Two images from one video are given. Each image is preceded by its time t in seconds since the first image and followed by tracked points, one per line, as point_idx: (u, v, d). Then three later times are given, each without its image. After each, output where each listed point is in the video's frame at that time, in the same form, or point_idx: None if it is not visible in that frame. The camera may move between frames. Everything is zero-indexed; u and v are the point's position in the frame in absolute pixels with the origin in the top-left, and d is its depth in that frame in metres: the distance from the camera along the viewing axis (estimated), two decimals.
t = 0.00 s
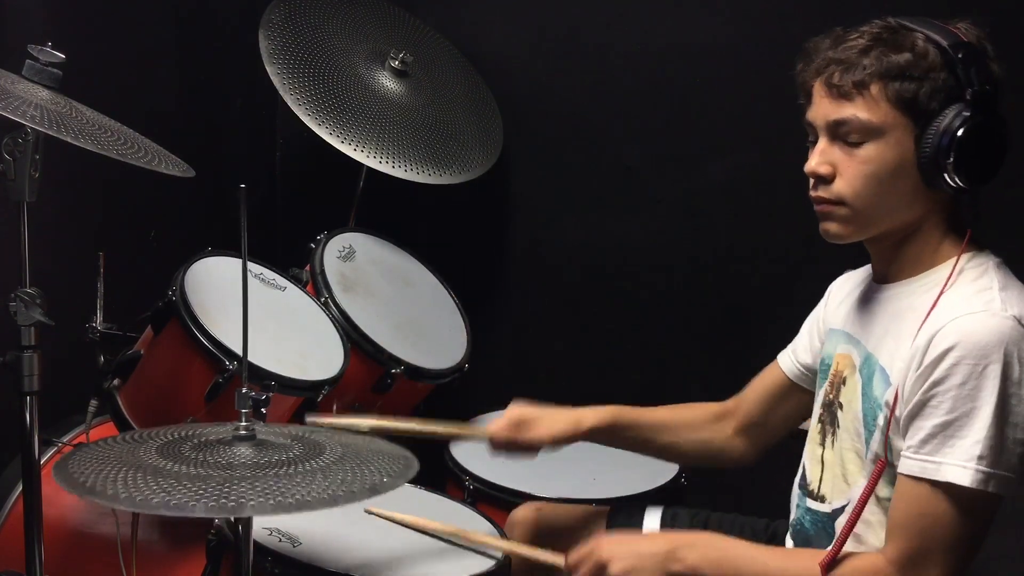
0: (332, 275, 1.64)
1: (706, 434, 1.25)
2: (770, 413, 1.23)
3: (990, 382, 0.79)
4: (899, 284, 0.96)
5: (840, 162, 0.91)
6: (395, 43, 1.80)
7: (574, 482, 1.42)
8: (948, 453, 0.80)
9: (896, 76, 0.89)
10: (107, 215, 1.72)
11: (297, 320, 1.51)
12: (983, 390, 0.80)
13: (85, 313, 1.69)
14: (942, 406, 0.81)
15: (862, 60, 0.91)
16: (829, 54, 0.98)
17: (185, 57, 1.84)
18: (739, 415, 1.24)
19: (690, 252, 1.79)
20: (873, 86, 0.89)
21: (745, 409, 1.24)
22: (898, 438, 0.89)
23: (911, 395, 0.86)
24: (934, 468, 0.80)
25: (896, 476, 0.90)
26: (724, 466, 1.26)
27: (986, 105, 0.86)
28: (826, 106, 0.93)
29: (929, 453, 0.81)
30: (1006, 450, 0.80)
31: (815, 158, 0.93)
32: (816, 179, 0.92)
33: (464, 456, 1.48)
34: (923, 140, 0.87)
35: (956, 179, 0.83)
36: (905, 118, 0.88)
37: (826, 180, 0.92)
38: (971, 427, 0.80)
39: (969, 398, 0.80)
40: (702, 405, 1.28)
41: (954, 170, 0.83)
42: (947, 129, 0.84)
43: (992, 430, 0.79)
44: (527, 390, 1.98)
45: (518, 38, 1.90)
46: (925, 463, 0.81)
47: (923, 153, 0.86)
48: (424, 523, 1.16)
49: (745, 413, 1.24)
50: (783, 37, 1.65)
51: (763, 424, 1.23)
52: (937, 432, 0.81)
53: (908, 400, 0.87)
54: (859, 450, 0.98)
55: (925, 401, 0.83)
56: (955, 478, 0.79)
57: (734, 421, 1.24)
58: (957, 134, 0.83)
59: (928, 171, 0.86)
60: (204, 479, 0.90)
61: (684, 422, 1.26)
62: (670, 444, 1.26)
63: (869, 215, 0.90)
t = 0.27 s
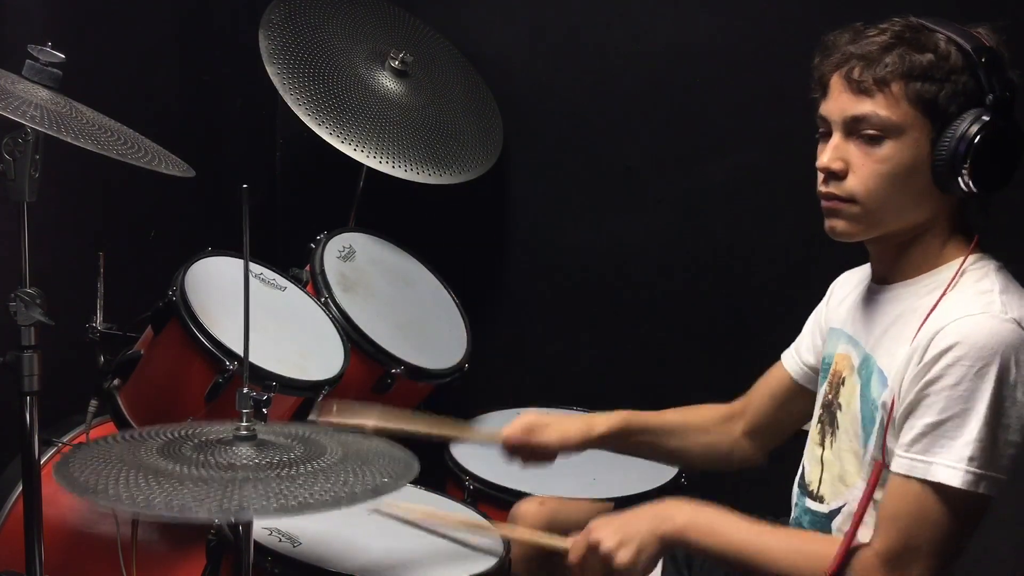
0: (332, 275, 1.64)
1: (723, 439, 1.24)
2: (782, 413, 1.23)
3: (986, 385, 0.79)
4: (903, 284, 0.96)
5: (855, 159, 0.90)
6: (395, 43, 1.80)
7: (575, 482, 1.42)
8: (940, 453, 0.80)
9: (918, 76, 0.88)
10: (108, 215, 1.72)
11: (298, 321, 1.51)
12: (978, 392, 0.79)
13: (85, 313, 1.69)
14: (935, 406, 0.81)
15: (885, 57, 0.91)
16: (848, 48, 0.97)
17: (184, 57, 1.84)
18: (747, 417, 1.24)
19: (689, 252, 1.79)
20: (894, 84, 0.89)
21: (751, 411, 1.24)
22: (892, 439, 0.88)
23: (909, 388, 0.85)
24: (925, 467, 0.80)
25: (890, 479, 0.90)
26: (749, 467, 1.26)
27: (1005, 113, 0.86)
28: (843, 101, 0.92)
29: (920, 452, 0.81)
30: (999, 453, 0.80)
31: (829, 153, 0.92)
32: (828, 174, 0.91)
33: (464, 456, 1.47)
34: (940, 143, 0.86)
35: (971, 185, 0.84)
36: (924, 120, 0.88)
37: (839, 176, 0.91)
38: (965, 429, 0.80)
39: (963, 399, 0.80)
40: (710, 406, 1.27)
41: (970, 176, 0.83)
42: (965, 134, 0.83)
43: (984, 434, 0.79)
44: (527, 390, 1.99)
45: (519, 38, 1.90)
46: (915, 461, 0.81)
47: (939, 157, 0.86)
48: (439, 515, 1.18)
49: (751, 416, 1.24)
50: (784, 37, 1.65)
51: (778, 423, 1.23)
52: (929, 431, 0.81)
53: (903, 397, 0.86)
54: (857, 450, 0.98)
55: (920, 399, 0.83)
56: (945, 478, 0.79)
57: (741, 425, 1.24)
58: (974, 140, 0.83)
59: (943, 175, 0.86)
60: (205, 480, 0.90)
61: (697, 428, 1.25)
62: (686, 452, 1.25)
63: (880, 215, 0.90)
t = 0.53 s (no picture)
0: (332, 275, 1.64)
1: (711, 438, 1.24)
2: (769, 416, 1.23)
3: (985, 382, 0.79)
4: (890, 282, 0.96)
5: (847, 149, 0.90)
6: (395, 43, 1.80)
7: (574, 482, 1.41)
8: (942, 453, 0.80)
9: (912, 70, 0.88)
10: (108, 215, 1.72)
11: (297, 320, 1.51)
12: (977, 390, 0.79)
13: (86, 313, 1.70)
14: (936, 406, 0.81)
15: (881, 48, 0.91)
16: (843, 40, 0.97)
17: (185, 57, 1.84)
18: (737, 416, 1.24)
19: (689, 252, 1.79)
20: (889, 76, 0.89)
21: (742, 410, 1.24)
22: (892, 441, 0.88)
23: (903, 394, 0.86)
24: (927, 468, 0.80)
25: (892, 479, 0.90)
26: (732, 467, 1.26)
27: (998, 111, 0.86)
28: (837, 91, 0.92)
29: (921, 453, 0.81)
30: (1001, 449, 0.79)
31: (821, 142, 0.91)
32: (818, 164, 0.91)
33: (464, 456, 1.48)
34: (930, 139, 0.86)
35: (959, 182, 0.84)
36: (917, 114, 0.88)
37: (829, 166, 0.90)
38: (966, 427, 0.80)
39: (963, 398, 0.80)
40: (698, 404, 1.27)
41: (959, 174, 0.83)
42: (957, 130, 0.84)
43: (986, 430, 0.79)
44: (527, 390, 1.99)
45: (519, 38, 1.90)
46: (917, 463, 0.81)
47: (929, 154, 0.86)
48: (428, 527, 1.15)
49: (744, 416, 1.24)
50: (784, 37, 1.65)
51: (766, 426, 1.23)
52: (930, 432, 0.81)
53: (900, 400, 0.86)
54: (850, 451, 0.98)
55: (919, 401, 0.83)
56: (949, 478, 0.79)
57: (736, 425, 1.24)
58: (965, 137, 0.83)
59: (933, 170, 0.86)
60: (205, 484, 0.90)
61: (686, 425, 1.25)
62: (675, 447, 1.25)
63: (868, 208, 0.89)
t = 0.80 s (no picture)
0: (332, 275, 1.64)
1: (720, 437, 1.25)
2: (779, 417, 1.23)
3: (1005, 392, 0.79)
4: (908, 287, 0.96)
5: (857, 163, 0.89)
6: (395, 43, 1.80)
7: (574, 482, 1.41)
8: (962, 463, 0.80)
9: (918, 78, 0.88)
10: (108, 215, 1.72)
11: (298, 321, 1.51)
12: (997, 400, 0.79)
13: (85, 313, 1.70)
14: (955, 415, 0.81)
15: (882, 59, 0.91)
16: (843, 51, 0.96)
17: (184, 56, 1.84)
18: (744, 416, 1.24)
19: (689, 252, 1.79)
20: (893, 87, 0.89)
21: (749, 410, 1.24)
22: (909, 448, 0.88)
23: (921, 404, 0.86)
24: (945, 478, 0.81)
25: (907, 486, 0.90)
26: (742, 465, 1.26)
27: (1003, 112, 0.86)
28: (842, 105, 0.92)
29: (940, 463, 0.81)
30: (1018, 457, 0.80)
31: (830, 158, 0.91)
32: (830, 179, 0.91)
33: (465, 456, 1.48)
34: (941, 144, 0.86)
35: (973, 185, 0.84)
36: (924, 121, 0.88)
37: (841, 181, 0.90)
38: (985, 437, 0.80)
39: (983, 408, 0.80)
40: (708, 402, 1.27)
41: (972, 177, 0.83)
42: (967, 133, 0.83)
43: (1006, 440, 0.79)
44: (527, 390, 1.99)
45: (519, 38, 1.90)
46: (935, 472, 0.81)
47: (940, 157, 0.86)
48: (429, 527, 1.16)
49: (750, 415, 1.24)
50: (783, 37, 1.65)
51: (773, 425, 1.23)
52: (950, 442, 0.81)
53: (919, 409, 0.86)
54: (865, 456, 0.97)
55: (938, 409, 0.83)
56: (967, 488, 0.79)
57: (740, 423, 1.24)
58: (976, 139, 0.83)
59: (946, 175, 0.86)
60: (203, 483, 0.90)
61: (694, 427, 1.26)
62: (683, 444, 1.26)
63: (883, 219, 0.89)
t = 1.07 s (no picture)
0: (332, 275, 1.64)
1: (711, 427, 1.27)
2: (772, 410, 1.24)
3: None
4: (928, 290, 0.95)
5: (878, 167, 0.89)
6: (395, 43, 1.80)
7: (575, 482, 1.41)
8: (984, 470, 0.80)
9: (940, 82, 0.87)
10: (107, 215, 1.72)
11: (298, 321, 1.51)
12: (1020, 409, 0.79)
13: (85, 313, 1.70)
14: (978, 423, 0.81)
15: (904, 62, 0.90)
16: (864, 53, 0.96)
17: (184, 57, 1.84)
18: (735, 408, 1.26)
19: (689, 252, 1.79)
20: (915, 90, 0.88)
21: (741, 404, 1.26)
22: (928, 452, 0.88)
23: (940, 410, 0.85)
24: (968, 485, 0.80)
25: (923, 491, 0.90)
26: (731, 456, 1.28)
27: None
28: (862, 108, 0.92)
29: (961, 470, 0.81)
30: None
31: (850, 161, 0.91)
32: (850, 183, 0.91)
33: (465, 456, 1.48)
34: (963, 148, 0.86)
35: (994, 190, 0.83)
36: (945, 126, 0.87)
37: (860, 184, 0.90)
38: (1008, 444, 0.80)
39: (1006, 416, 0.80)
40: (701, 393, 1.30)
41: (994, 183, 0.83)
42: (990, 138, 0.83)
43: None
44: (527, 390, 1.99)
45: (519, 38, 1.90)
46: (957, 479, 0.81)
47: (962, 161, 0.86)
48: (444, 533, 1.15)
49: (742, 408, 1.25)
50: (783, 37, 1.65)
51: (766, 419, 1.24)
52: (972, 449, 0.81)
53: (937, 416, 0.86)
54: (875, 458, 0.97)
55: (960, 416, 0.82)
56: (990, 496, 0.79)
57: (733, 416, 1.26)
58: (999, 144, 0.82)
59: (968, 178, 0.86)
60: (204, 482, 0.90)
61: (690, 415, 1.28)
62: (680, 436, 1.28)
63: (902, 224, 0.89)
